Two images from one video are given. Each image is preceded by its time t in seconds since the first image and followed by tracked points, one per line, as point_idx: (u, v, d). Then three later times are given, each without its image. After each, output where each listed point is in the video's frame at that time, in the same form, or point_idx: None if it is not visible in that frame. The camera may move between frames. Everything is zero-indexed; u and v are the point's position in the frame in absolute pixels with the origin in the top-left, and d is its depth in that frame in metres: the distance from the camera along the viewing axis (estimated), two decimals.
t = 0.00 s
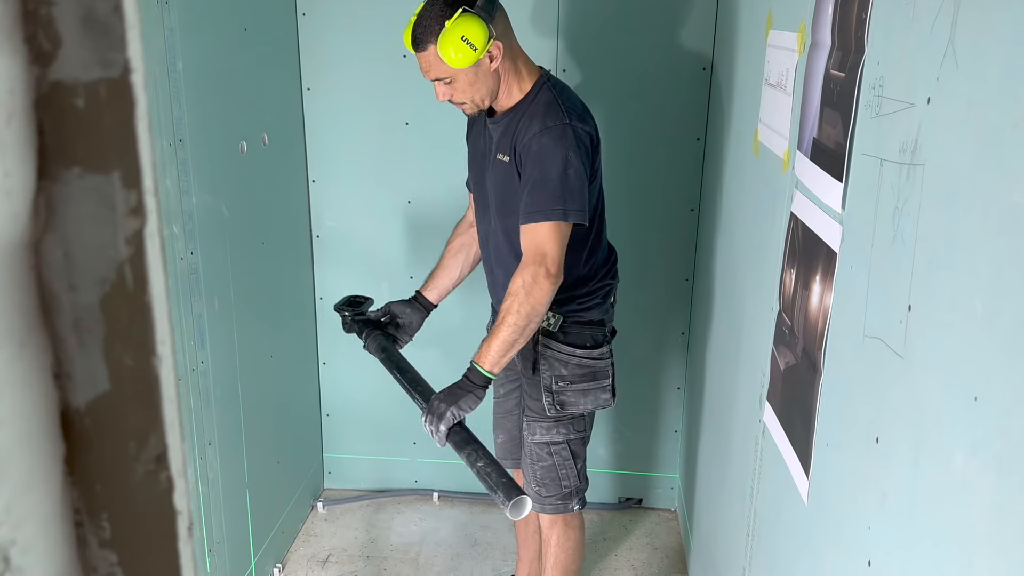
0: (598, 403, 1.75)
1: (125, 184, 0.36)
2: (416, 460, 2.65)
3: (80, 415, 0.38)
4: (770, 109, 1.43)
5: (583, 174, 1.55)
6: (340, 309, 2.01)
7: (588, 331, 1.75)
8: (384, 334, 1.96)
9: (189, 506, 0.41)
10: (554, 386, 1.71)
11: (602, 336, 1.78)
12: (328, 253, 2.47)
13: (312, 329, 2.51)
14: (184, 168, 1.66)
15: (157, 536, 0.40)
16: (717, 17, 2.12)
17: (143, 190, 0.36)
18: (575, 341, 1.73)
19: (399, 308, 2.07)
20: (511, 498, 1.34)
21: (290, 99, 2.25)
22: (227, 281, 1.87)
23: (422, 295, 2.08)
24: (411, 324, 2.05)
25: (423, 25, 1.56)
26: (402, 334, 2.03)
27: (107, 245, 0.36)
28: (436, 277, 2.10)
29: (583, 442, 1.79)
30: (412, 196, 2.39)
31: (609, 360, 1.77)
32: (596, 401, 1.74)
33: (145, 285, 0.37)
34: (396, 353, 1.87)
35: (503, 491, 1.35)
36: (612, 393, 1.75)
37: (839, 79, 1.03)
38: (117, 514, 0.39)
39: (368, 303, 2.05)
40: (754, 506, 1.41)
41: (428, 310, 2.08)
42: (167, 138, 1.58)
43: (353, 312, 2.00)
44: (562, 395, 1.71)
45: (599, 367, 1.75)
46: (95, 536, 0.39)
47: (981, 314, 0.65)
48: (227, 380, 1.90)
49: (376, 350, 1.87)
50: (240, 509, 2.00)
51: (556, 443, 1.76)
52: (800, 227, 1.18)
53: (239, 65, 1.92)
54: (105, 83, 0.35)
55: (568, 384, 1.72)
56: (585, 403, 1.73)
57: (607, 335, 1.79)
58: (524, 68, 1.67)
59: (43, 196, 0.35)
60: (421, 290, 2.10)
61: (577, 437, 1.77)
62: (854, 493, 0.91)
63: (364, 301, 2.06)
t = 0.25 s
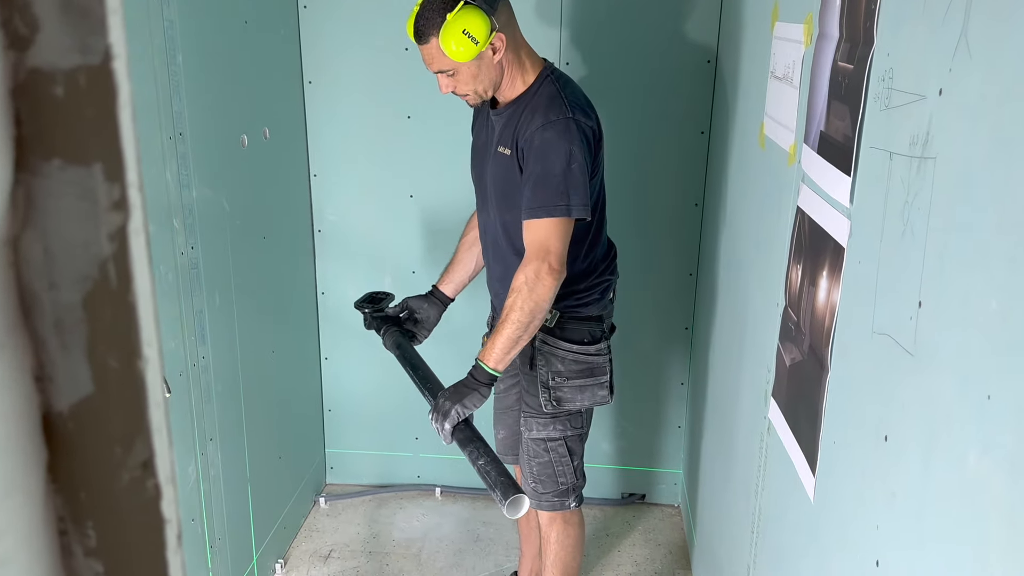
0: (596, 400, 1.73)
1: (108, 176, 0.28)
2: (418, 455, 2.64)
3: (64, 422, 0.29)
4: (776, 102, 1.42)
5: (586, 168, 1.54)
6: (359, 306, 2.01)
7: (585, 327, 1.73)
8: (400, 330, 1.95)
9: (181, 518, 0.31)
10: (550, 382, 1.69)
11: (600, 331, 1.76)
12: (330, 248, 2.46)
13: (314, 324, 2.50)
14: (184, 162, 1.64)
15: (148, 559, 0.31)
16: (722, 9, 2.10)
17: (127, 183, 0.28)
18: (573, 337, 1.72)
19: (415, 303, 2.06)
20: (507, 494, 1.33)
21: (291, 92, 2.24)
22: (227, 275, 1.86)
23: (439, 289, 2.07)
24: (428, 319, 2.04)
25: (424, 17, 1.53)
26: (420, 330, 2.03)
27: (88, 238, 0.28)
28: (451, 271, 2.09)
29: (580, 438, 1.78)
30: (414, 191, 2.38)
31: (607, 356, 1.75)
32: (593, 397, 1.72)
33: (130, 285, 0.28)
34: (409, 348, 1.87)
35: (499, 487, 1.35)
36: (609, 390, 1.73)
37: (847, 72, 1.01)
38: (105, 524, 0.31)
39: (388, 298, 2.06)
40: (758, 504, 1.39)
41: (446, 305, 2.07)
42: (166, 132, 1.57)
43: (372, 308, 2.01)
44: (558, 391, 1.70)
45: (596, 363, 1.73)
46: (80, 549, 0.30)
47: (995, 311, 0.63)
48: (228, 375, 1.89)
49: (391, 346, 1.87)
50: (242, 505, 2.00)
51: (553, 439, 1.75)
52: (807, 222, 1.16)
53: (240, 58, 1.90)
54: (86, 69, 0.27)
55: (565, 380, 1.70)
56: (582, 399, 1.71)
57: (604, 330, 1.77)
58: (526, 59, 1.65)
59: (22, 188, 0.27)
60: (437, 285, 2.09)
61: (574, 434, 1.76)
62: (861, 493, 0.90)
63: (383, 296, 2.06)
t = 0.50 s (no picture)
0: (595, 399, 1.72)
1: (86, 182, 0.25)
2: (419, 453, 2.63)
3: (42, 435, 0.26)
4: (778, 98, 1.40)
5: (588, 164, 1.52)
6: (375, 306, 2.00)
7: (585, 326, 1.72)
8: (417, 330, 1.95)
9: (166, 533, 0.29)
10: (549, 380, 1.69)
11: (600, 330, 1.75)
12: (331, 245, 2.45)
13: (315, 322, 2.49)
14: (182, 159, 1.63)
15: (129, 569, 0.28)
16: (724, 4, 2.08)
17: (106, 190, 0.25)
18: (573, 336, 1.70)
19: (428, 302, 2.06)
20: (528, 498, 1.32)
21: (292, 89, 2.22)
22: (227, 273, 1.85)
23: (450, 288, 2.07)
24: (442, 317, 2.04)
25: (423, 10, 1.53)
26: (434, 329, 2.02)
27: (65, 246, 0.25)
28: (461, 269, 2.08)
29: (579, 437, 1.77)
30: (415, 188, 2.37)
31: (606, 355, 1.74)
32: (592, 396, 1.71)
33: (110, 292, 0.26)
34: (426, 347, 1.85)
35: (521, 490, 1.34)
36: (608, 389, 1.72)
37: (851, 69, 1.00)
38: (85, 541, 0.27)
39: (402, 297, 2.04)
40: (761, 503, 1.39)
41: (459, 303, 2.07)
42: (165, 129, 1.56)
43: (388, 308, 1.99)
44: (557, 390, 1.69)
45: (596, 362, 1.72)
46: (60, 566, 0.27)
47: (1003, 314, 0.62)
48: (228, 373, 1.88)
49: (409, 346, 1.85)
50: (242, 503, 1.99)
51: (551, 438, 1.74)
52: (810, 221, 1.15)
53: (239, 55, 1.89)
54: (62, 71, 0.24)
55: (564, 378, 1.69)
56: (581, 398, 1.70)
57: (604, 329, 1.76)
58: (524, 55, 1.64)
59: None
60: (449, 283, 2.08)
61: (574, 433, 1.75)
62: (866, 495, 0.89)
63: (397, 295, 2.05)
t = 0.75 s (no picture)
0: (594, 399, 1.71)
1: (64, 189, 0.24)
2: (420, 453, 2.63)
3: (22, 450, 0.24)
4: (780, 98, 1.40)
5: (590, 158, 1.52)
6: (370, 296, 1.99)
7: (585, 326, 1.72)
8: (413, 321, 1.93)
9: (150, 549, 0.28)
10: (549, 381, 1.68)
11: (599, 330, 1.75)
12: (331, 244, 2.44)
13: (315, 321, 2.49)
14: (181, 158, 1.63)
15: None
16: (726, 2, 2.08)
17: (84, 197, 0.24)
18: (573, 336, 1.70)
19: (425, 294, 2.05)
20: (539, 493, 1.27)
21: (291, 88, 2.22)
22: (226, 273, 1.85)
23: (447, 282, 2.06)
24: (438, 310, 2.03)
25: None
26: (431, 322, 2.01)
27: (43, 257, 0.24)
28: (459, 264, 2.08)
29: (578, 438, 1.77)
30: (415, 187, 2.36)
31: (605, 356, 1.73)
32: (592, 396, 1.71)
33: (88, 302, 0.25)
34: (426, 340, 1.83)
35: (531, 485, 1.29)
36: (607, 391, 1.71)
37: (853, 68, 0.99)
38: (68, 558, 0.26)
39: (398, 287, 2.03)
40: (761, 505, 1.38)
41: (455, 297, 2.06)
42: (163, 128, 1.56)
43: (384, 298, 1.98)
44: (557, 391, 1.68)
45: (595, 362, 1.71)
46: None
47: (1006, 317, 0.61)
48: (227, 373, 1.88)
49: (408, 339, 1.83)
50: (242, 504, 1.99)
51: (551, 439, 1.73)
52: (811, 221, 1.14)
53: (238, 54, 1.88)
54: (38, 74, 0.23)
55: (564, 379, 1.68)
56: (580, 399, 1.70)
57: (603, 330, 1.76)
58: (525, 49, 1.66)
59: None
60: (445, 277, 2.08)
61: (573, 433, 1.75)
62: (868, 498, 0.89)
63: (393, 285, 2.03)
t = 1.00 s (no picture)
0: (595, 401, 1.70)
1: (39, 189, 0.23)
2: (420, 455, 2.61)
3: None
4: (783, 98, 1.38)
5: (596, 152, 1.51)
6: (363, 292, 1.96)
7: (585, 327, 1.70)
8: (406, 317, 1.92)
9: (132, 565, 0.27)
10: (551, 384, 1.66)
11: (599, 330, 1.73)
12: (331, 245, 2.43)
13: (315, 323, 2.48)
14: (179, 159, 1.62)
15: None
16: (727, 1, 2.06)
17: (62, 197, 0.23)
18: (572, 337, 1.68)
19: (417, 292, 2.04)
20: (530, 480, 1.28)
21: (291, 88, 2.21)
22: (225, 274, 1.83)
23: (440, 281, 2.05)
24: (430, 308, 2.02)
25: None
26: (422, 319, 2.01)
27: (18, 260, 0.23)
28: (453, 264, 2.07)
29: (579, 440, 1.75)
30: (415, 187, 2.35)
31: (606, 357, 1.72)
32: (592, 398, 1.70)
33: (66, 307, 0.24)
34: (417, 334, 1.82)
35: (523, 473, 1.30)
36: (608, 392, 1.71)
37: (857, 67, 0.98)
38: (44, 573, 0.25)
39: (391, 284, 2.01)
40: (764, 508, 1.37)
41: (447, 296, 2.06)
42: (161, 128, 1.55)
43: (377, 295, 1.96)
44: (558, 393, 1.67)
45: (596, 363, 1.70)
46: None
47: (1016, 319, 0.60)
48: (226, 375, 1.87)
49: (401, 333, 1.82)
50: (241, 507, 1.97)
51: (552, 442, 1.72)
52: (815, 222, 1.13)
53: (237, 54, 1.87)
54: (11, 67, 0.22)
55: (565, 381, 1.67)
56: (582, 401, 1.69)
57: (603, 330, 1.75)
58: (530, 45, 1.67)
59: None
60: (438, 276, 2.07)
61: (574, 435, 1.73)
62: (873, 504, 0.87)
63: (386, 282, 2.02)
